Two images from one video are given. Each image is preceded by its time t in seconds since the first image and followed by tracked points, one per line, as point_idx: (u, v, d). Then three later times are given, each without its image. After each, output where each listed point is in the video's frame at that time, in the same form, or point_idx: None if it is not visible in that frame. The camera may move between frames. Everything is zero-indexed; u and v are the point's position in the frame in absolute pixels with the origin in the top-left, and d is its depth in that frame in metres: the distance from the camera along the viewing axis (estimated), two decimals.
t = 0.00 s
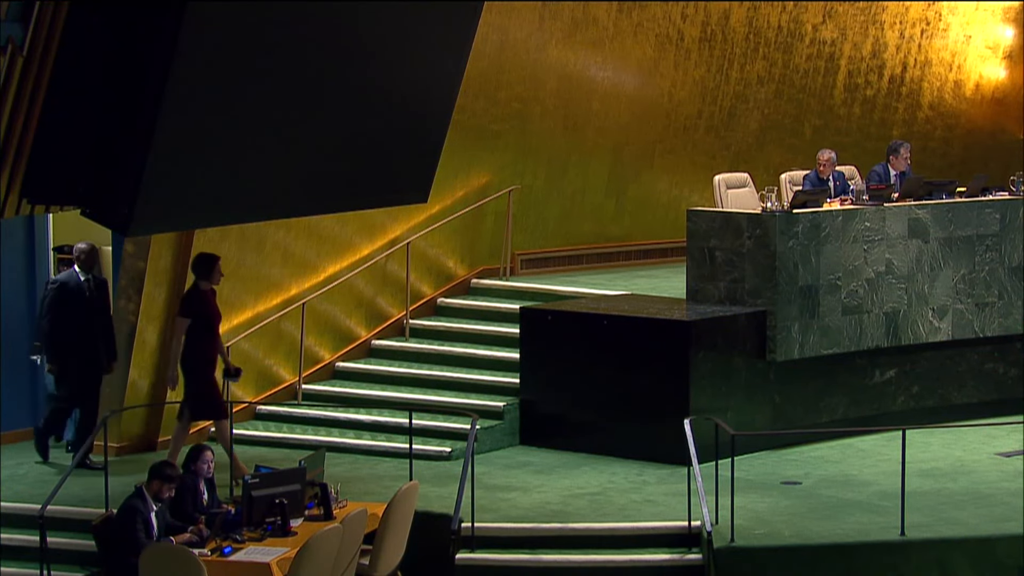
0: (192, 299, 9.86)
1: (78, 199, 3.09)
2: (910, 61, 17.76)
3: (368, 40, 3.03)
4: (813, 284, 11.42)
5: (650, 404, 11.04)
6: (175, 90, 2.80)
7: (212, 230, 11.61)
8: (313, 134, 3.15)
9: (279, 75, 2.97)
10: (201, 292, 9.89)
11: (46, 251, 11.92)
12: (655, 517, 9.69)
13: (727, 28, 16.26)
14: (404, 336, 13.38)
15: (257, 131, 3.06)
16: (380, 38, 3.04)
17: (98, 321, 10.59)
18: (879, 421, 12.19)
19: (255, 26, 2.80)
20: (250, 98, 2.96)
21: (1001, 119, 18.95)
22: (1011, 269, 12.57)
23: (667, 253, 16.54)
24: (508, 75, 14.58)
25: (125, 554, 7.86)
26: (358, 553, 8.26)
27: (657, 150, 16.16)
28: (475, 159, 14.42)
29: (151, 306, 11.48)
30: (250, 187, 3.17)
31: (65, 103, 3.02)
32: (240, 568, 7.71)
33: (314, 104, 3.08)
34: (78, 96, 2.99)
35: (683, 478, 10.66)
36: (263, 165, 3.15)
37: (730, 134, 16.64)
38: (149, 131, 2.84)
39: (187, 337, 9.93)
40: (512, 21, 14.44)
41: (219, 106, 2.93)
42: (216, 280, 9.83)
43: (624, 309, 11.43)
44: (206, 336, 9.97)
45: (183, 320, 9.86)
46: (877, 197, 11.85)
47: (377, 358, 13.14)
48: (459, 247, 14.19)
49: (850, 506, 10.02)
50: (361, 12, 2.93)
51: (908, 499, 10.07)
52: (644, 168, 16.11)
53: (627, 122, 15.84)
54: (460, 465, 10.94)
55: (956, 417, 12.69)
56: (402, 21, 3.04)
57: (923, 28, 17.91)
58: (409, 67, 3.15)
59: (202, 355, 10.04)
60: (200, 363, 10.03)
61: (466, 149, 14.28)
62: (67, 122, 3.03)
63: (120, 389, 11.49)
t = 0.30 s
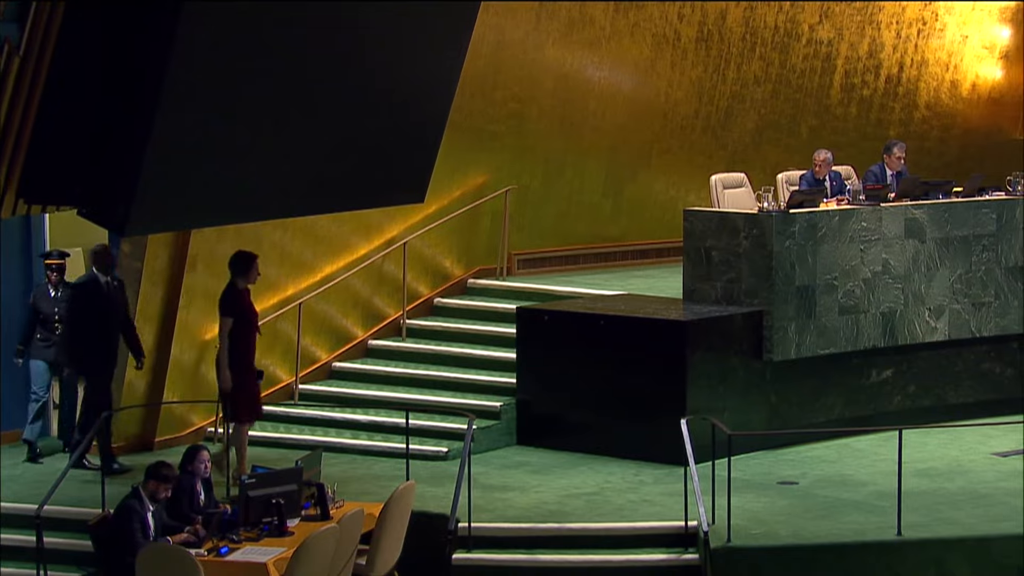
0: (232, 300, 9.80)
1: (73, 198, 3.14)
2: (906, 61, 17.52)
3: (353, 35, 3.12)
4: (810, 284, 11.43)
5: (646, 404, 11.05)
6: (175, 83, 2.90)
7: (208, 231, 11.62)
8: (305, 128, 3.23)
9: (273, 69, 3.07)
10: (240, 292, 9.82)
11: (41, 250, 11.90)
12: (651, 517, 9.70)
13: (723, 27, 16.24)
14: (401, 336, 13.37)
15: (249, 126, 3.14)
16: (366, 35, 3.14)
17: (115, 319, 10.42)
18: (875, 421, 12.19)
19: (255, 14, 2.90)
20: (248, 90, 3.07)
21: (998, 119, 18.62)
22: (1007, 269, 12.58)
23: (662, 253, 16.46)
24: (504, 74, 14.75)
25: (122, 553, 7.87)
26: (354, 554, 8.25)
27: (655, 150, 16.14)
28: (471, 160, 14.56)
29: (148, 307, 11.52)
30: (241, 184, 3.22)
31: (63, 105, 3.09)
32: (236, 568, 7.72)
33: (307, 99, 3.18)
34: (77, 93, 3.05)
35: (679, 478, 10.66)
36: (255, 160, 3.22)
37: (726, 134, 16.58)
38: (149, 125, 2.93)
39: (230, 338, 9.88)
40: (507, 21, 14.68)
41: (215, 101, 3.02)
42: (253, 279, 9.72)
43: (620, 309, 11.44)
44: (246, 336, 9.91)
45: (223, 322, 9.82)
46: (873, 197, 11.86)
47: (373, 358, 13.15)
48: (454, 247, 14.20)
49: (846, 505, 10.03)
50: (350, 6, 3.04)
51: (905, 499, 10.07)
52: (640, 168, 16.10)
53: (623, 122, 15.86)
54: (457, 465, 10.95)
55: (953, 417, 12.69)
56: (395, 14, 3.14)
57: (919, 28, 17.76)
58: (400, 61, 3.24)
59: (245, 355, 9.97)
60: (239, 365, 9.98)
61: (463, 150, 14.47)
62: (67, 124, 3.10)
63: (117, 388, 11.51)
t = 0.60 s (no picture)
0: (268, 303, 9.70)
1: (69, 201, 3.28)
2: (898, 61, 17.50)
3: (342, 36, 3.41)
4: (803, 284, 11.45)
5: (639, 404, 11.05)
6: (171, 81, 3.14)
7: (201, 230, 11.62)
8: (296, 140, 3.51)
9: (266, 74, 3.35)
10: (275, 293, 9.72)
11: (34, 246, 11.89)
12: (645, 517, 9.70)
13: (716, 28, 16.25)
14: (394, 336, 13.35)
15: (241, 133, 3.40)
16: (357, 39, 3.43)
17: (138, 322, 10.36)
18: (868, 420, 12.20)
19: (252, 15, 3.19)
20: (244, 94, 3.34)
21: (990, 119, 18.46)
22: (1000, 269, 12.59)
23: (656, 252, 16.49)
24: (497, 74, 14.79)
25: (116, 553, 7.87)
26: (348, 553, 8.24)
27: (648, 150, 16.15)
28: (465, 159, 14.57)
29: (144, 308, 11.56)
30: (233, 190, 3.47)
31: (54, 108, 3.23)
32: (229, 568, 7.71)
33: (306, 99, 3.44)
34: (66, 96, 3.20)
35: (673, 478, 10.66)
36: (255, 159, 3.45)
37: (719, 134, 16.57)
38: (146, 122, 3.15)
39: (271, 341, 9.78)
40: (501, 21, 14.72)
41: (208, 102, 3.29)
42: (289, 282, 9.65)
43: (614, 309, 11.44)
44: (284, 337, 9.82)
45: (261, 324, 9.69)
46: (866, 196, 11.88)
47: (367, 359, 13.13)
48: (447, 247, 14.19)
49: (839, 505, 10.04)
50: (351, 6, 3.34)
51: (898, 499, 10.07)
52: (633, 168, 16.10)
53: (615, 121, 15.86)
54: (450, 465, 10.95)
55: (946, 417, 12.70)
56: (385, 25, 3.45)
57: (913, 28, 17.67)
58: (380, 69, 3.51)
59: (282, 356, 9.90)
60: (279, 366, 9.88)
61: (456, 149, 14.48)
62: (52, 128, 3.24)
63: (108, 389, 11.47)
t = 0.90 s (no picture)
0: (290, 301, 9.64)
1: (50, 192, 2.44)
2: (888, 61, 17.49)
3: (355, 38, 3.68)
4: (792, 284, 11.46)
5: (629, 404, 11.06)
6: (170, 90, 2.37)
7: (189, 230, 11.60)
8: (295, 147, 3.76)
9: (264, 62, 3.62)
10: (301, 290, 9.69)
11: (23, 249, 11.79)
12: (634, 516, 9.70)
13: (705, 28, 16.27)
14: (384, 336, 13.34)
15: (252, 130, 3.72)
16: (367, 36, 3.70)
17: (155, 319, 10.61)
18: (857, 420, 12.22)
19: (275, 15, 3.53)
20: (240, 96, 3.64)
21: (979, 119, 18.46)
22: (989, 268, 12.62)
23: (647, 253, 16.50)
24: (487, 74, 14.84)
25: (104, 554, 7.85)
26: (337, 554, 8.23)
27: (638, 150, 16.15)
28: (452, 159, 14.57)
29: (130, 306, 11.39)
30: (235, 198, 3.71)
31: (49, 89, 3.54)
32: (218, 568, 7.71)
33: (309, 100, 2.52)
34: (65, 77, 3.50)
35: (662, 478, 10.67)
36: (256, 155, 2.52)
37: (709, 134, 16.59)
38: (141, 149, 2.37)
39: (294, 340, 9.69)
40: (490, 21, 14.80)
41: (197, 107, 3.61)
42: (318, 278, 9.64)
43: (603, 309, 11.44)
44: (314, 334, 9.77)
45: (290, 322, 9.65)
46: (856, 196, 11.89)
47: (357, 359, 13.10)
48: (437, 247, 14.18)
49: (828, 504, 10.06)
50: None
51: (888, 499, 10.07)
52: (623, 168, 16.12)
53: (605, 121, 15.87)
54: (439, 465, 10.95)
55: (935, 417, 12.72)
56: (391, 14, 3.69)
57: (901, 28, 17.66)
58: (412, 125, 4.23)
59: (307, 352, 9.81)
60: (301, 364, 9.83)
61: (446, 149, 14.51)
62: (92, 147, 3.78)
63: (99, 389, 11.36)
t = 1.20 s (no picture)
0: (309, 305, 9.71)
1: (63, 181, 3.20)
2: (870, 61, 17.51)
3: (340, 42, 3.17)
4: (775, 284, 11.47)
5: (613, 404, 11.05)
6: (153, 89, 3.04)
7: (173, 230, 11.59)
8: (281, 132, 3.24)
9: (276, 71, 3.16)
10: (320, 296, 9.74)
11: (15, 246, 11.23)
12: (617, 516, 9.70)
13: (687, 27, 16.28)
14: (367, 336, 13.30)
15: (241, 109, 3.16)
16: (353, 41, 3.19)
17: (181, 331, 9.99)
18: (840, 420, 12.24)
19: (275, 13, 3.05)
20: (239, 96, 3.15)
21: (962, 120, 18.44)
22: (971, 268, 12.64)
23: (631, 253, 16.46)
24: (470, 75, 14.88)
25: (87, 554, 7.82)
26: (320, 554, 8.21)
27: (621, 150, 16.15)
28: (435, 159, 14.60)
29: (114, 305, 11.46)
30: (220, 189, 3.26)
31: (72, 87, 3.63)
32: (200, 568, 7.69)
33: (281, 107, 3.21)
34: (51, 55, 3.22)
35: (646, 478, 10.66)
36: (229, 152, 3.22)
37: (692, 133, 16.59)
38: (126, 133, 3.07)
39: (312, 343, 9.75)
40: (473, 21, 14.80)
41: (195, 108, 3.12)
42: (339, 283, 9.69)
43: (586, 309, 11.44)
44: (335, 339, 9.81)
45: (308, 326, 9.73)
46: (838, 196, 11.92)
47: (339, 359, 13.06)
48: (420, 247, 14.17)
49: (812, 504, 10.07)
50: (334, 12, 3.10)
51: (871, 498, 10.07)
52: (606, 168, 16.13)
53: (588, 121, 15.87)
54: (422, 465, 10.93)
55: (919, 417, 12.74)
56: (397, 12, 3.20)
57: (884, 28, 17.68)
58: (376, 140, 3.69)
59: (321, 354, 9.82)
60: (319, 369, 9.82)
61: (426, 150, 14.54)
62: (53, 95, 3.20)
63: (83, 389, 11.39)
